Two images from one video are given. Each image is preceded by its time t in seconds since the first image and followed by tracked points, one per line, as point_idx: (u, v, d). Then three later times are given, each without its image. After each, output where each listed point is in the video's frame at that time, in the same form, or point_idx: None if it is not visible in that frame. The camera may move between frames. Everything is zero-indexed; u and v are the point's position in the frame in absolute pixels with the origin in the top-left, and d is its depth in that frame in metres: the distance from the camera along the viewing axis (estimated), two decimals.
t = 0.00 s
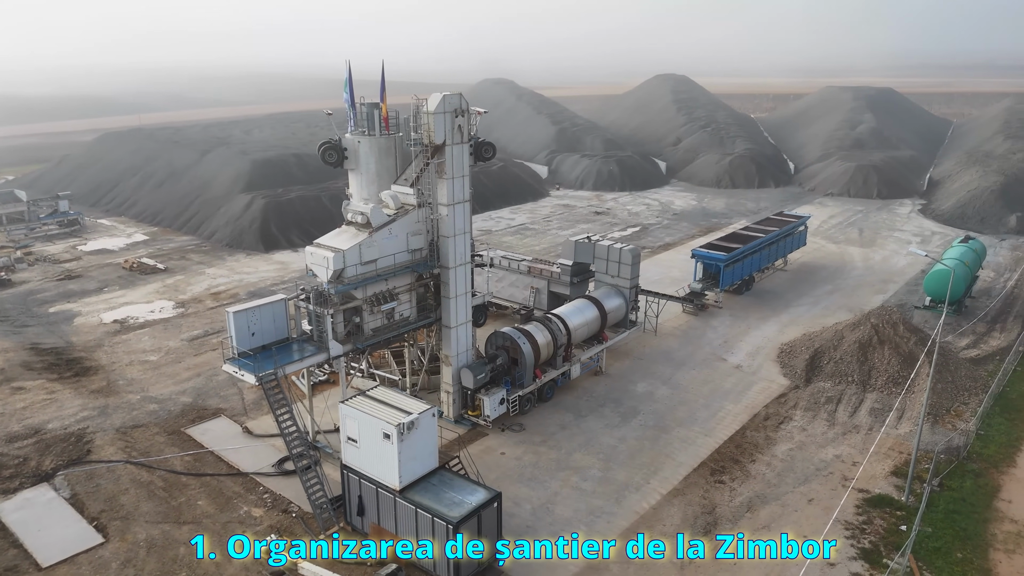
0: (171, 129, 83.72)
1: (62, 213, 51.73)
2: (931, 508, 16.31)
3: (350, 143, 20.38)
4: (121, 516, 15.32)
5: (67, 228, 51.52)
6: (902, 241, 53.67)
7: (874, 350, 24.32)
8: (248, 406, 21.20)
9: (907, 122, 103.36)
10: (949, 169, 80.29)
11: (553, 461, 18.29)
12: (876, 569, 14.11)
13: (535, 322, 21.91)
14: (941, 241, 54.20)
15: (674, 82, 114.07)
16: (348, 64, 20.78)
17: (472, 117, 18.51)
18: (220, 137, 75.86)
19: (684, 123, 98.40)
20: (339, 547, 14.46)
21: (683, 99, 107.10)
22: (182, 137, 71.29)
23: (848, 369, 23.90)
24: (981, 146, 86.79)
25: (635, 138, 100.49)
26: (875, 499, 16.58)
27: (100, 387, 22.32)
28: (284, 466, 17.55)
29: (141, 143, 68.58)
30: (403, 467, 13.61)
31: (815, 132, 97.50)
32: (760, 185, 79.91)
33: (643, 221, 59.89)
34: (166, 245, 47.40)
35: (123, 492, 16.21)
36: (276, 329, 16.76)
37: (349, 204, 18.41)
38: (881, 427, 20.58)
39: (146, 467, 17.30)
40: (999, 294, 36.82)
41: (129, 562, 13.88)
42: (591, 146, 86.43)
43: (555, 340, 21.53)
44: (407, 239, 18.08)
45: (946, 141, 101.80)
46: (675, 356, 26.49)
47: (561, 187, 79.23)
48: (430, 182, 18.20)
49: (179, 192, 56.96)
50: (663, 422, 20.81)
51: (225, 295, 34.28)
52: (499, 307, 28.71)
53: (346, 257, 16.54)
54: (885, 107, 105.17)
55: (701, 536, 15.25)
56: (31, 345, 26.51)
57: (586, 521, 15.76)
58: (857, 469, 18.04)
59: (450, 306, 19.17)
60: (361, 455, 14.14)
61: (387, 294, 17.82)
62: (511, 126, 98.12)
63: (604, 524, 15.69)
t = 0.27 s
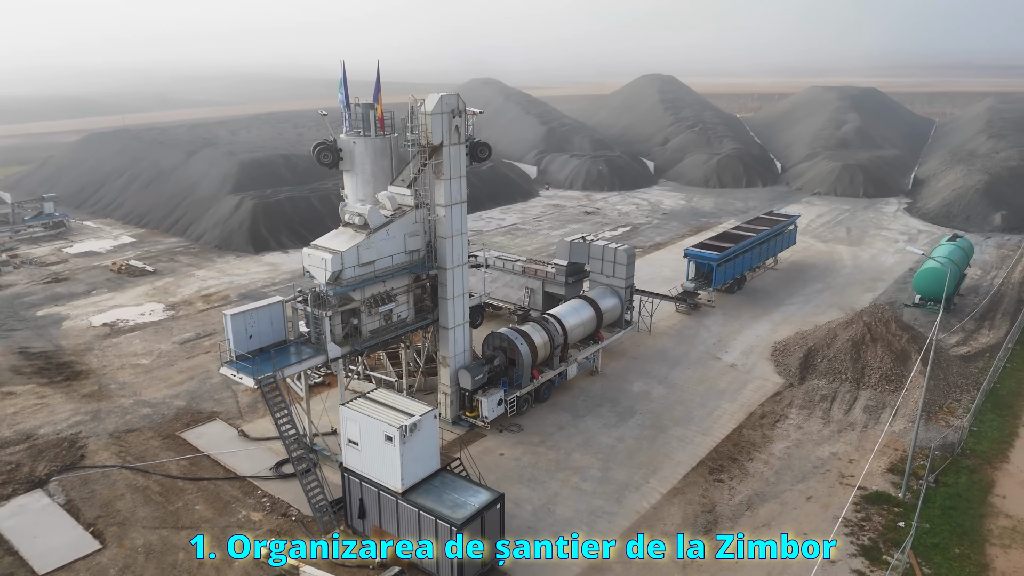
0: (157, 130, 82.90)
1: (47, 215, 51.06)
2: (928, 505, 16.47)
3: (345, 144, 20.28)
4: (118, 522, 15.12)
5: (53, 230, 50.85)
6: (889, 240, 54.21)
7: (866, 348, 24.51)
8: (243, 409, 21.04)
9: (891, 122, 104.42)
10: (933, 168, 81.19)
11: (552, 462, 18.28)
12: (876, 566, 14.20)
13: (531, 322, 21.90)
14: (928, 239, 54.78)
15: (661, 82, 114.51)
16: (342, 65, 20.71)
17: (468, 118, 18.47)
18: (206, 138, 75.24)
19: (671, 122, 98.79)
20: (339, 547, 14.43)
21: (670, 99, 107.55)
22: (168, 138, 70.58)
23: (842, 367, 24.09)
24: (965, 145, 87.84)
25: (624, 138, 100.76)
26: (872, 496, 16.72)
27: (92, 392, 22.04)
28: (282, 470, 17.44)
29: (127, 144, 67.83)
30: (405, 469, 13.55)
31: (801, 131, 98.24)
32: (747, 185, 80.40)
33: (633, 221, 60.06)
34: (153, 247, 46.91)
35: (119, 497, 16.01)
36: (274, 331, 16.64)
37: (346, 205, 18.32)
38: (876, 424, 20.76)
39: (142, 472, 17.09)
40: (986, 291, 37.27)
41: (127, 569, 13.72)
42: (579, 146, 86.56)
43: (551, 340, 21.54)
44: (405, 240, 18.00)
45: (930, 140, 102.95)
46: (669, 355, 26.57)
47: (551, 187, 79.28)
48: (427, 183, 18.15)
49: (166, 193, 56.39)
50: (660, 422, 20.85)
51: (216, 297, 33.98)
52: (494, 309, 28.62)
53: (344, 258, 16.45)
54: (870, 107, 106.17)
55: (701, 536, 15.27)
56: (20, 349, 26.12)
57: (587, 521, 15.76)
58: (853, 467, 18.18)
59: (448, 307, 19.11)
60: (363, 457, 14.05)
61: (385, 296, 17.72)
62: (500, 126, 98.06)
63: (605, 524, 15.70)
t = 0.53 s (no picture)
0: (142, 130, 82.00)
1: (32, 217, 50.37)
2: (925, 501, 16.63)
3: (341, 145, 20.17)
4: (115, 528, 14.94)
5: (37, 232, 50.17)
6: (877, 238, 54.72)
7: (859, 346, 24.69)
8: (238, 412, 20.86)
9: (876, 121, 105.45)
10: (918, 167, 82.06)
11: (551, 462, 18.27)
12: (876, 562, 14.30)
13: (528, 323, 21.90)
14: (914, 237, 55.36)
15: (649, 82, 114.90)
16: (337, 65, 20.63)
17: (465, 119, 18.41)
18: (193, 139, 74.54)
19: (659, 122, 99.18)
20: (339, 547, 14.40)
21: (657, 99, 107.94)
22: (153, 138, 69.84)
23: (835, 365, 24.27)
24: (948, 144, 88.86)
25: (612, 137, 100.97)
26: (869, 493, 16.85)
27: (84, 396, 21.75)
28: (280, 473, 17.33)
29: (112, 144, 67.05)
30: (407, 471, 13.49)
31: (788, 130, 98.95)
32: (735, 184, 80.85)
33: (624, 221, 60.22)
34: (141, 249, 46.41)
35: (115, 503, 15.82)
36: (272, 334, 16.51)
37: (343, 206, 18.21)
38: (870, 422, 20.95)
39: (137, 477, 16.89)
40: (973, 289, 37.71)
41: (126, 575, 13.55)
42: (568, 146, 86.66)
43: (549, 341, 21.53)
44: (402, 241, 17.92)
45: (913, 139, 104.06)
46: (664, 355, 26.66)
47: (540, 187, 79.31)
48: (424, 183, 18.08)
49: (153, 194, 55.79)
50: (657, 421, 20.90)
51: (207, 299, 33.66)
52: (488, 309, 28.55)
53: (342, 260, 16.34)
54: (855, 107, 107.14)
55: (700, 536, 15.28)
56: (8, 353, 25.73)
57: (588, 521, 15.76)
58: (850, 464, 18.31)
59: (445, 309, 19.06)
60: (364, 460, 13.97)
61: (383, 297, 17.61)
62: (488, 126, 97.96)
63: (606, 524, 15.70)
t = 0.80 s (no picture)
0: (127, 131, 81.13)
1: (16, 219, 49.70)
2: (921, 498, 16.79)
3: (336, 145, 20.08)
4: (112, 534, 14.76)
5: (22, 235, 49.50)
6: (865, 237, 55.22)
7: (853, 344, 24.88)
8: (234, 416, 20.69)
9: (861, 121, 106.43)
10: (903, 166, 82.92)
11: (551, 463, 18.26)
12: (875, 559, 14.41)
13: (525, 323, 21.88)
14: (901, 236, 55.92)
15: (636, 82, 115.21)
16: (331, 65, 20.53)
17: (461, 120, 18.37)
18: (179, 140, 73.85)
19: (647, 122, 99.54)
20: (339, 547, 14.39)
21: (645, 99, 108.33)
22: (139, 139, 69.09)
23: (829, 363, 24.47)
24: (933, 143, 89.86)
25: (600, 137, 101.16)
26: (867, 490, 17.00)
27: (76, 400, 21.46)
28: (279, 476, 17.22)
29: (96, 145, 66.28)
30: (410, 474, 13.43)
31: (774, 130, 99.65)
32: (724, 184, 81.29)
33: (614, 220, 60.36)
34: (129, 251, 45.90)
35: (111, 508, 15.63)
36: (269, 336, 16.40)
37: (340, 208, 18.10)
38: (865, 419, 21.14)
39: (133, 482, 16.70)
40: (961, 287, 38.14)
41: None
42: (557, 146, 86.75)
43: (546, 341, 21.54)
44: (400, 242, 17.84)
45: (898, 138, 105.14)
46: (659, 354, 26.74)
47: (529, 187, 79.33)
48: (421, 184, 18.02)
49: (140, 196, 55.21)
50: (655, 420, 20.95)
51: (198, 301, 33.35)
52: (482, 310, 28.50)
53: (341, 262, 16.27)
54: (840, 106, 108.06)
55: (701, 536, 15.30)
56: None
57: (589, 521, 15.77)
58: (847, 461, 18.45)
59: (443, 310, 19.01)
60: (366, 462, 13.89)
61: (381, 299, 17.51)
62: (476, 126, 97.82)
63: (607, 523, 15.71)
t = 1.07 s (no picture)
0: (111, 131, 80.23)
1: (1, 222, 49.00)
2: (918, 494, 16.96)
3: (331, 146, 19.94)
4: (109, 540, 14.60)
5: (7, 238, 48.82)
6: (853, 236, 55.70)
7: (846, 342, 25.07)
8: (229, 419, 20.52)
9: (846, 121, 107.41)
10: (889, 166, 83.73)
11: (550, 463, 18.25)
12: (875, 556, 14.52)
13: (522, 324, 21.87)
14: (889, 234, 56.46)
15: (623, 82, 115.50)
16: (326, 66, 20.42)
17: (459, 120, 18.31)
18: (165, 141, 73.15)
19: (635, 122, 99.84)
20: (339, 547, 14.41)
21: (632, 99, 108.68)
22: (124, 140, 68.35)
23: (823, 361, 24.65)
24: (917, 142, 90.82)
25: (589, 137, 101.33)
26: (865, 488, 17.13)
27: (68, 405, 21.19)
28: (277, 479, 17.10)
29: (81, 146, 65.50)
30: (413, 476, 13.37)
31: (761, 129, 100.30)
32: (712, 183, 81.71)
33: (604, 220, 60.50)
34: (116, 253, 45.40)
35: (108, 514, 15.45)
36: (267, 339, 16.26)
37: (337, 209, 17.97)
38: (860, 416, 21.32)
39: (129, 487, 16.51)
40: (949, 285, 38.59)
41: None
42: (546, 146, 86.81)
43: (543, 341, 21.55)
44: (398, 244, 17.74)
45: (883, 138, 106.19)
46: (654, 353, 26.81)
47: (519, 187, 79.35)
48: (419, 186, 17.95)
49: (127, 197, 54.62)
50: (652, 420, 21.00)
51: (188, 304, 33.06)
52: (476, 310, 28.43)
53: (339, 264, 16.16)
54: (826, 106, 108.98)
55: (701, 536, 15.32)
56: None
57: (591, 522, 15.77)
58: (844, 459, 18.58)
59: (441, 310, 18.95)
60: (368, 465, 13.83)
61: (379, 300, 17.42)
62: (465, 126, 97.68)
63: (608, 523, 15.73)
